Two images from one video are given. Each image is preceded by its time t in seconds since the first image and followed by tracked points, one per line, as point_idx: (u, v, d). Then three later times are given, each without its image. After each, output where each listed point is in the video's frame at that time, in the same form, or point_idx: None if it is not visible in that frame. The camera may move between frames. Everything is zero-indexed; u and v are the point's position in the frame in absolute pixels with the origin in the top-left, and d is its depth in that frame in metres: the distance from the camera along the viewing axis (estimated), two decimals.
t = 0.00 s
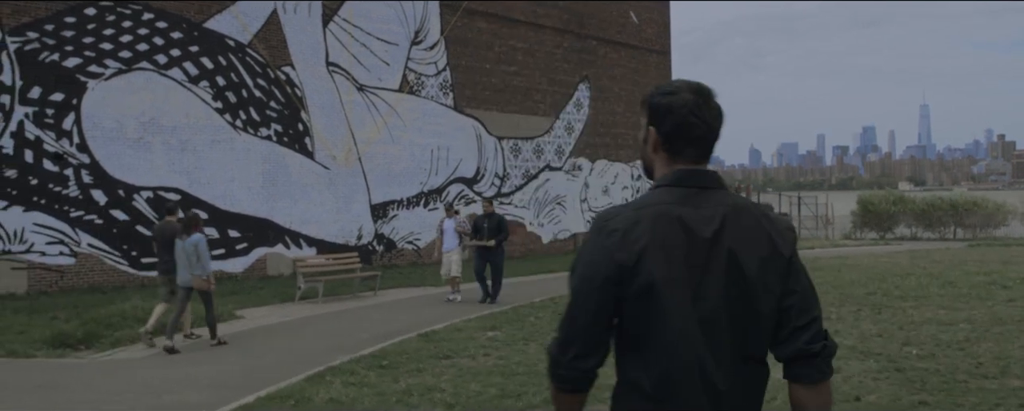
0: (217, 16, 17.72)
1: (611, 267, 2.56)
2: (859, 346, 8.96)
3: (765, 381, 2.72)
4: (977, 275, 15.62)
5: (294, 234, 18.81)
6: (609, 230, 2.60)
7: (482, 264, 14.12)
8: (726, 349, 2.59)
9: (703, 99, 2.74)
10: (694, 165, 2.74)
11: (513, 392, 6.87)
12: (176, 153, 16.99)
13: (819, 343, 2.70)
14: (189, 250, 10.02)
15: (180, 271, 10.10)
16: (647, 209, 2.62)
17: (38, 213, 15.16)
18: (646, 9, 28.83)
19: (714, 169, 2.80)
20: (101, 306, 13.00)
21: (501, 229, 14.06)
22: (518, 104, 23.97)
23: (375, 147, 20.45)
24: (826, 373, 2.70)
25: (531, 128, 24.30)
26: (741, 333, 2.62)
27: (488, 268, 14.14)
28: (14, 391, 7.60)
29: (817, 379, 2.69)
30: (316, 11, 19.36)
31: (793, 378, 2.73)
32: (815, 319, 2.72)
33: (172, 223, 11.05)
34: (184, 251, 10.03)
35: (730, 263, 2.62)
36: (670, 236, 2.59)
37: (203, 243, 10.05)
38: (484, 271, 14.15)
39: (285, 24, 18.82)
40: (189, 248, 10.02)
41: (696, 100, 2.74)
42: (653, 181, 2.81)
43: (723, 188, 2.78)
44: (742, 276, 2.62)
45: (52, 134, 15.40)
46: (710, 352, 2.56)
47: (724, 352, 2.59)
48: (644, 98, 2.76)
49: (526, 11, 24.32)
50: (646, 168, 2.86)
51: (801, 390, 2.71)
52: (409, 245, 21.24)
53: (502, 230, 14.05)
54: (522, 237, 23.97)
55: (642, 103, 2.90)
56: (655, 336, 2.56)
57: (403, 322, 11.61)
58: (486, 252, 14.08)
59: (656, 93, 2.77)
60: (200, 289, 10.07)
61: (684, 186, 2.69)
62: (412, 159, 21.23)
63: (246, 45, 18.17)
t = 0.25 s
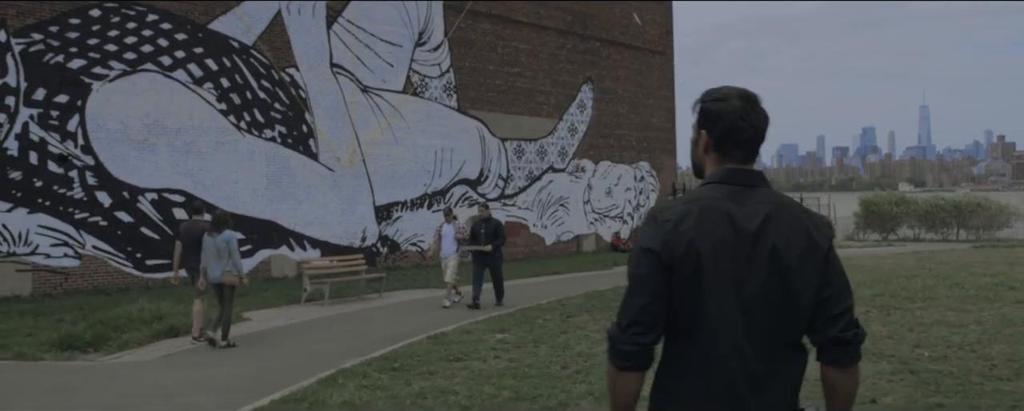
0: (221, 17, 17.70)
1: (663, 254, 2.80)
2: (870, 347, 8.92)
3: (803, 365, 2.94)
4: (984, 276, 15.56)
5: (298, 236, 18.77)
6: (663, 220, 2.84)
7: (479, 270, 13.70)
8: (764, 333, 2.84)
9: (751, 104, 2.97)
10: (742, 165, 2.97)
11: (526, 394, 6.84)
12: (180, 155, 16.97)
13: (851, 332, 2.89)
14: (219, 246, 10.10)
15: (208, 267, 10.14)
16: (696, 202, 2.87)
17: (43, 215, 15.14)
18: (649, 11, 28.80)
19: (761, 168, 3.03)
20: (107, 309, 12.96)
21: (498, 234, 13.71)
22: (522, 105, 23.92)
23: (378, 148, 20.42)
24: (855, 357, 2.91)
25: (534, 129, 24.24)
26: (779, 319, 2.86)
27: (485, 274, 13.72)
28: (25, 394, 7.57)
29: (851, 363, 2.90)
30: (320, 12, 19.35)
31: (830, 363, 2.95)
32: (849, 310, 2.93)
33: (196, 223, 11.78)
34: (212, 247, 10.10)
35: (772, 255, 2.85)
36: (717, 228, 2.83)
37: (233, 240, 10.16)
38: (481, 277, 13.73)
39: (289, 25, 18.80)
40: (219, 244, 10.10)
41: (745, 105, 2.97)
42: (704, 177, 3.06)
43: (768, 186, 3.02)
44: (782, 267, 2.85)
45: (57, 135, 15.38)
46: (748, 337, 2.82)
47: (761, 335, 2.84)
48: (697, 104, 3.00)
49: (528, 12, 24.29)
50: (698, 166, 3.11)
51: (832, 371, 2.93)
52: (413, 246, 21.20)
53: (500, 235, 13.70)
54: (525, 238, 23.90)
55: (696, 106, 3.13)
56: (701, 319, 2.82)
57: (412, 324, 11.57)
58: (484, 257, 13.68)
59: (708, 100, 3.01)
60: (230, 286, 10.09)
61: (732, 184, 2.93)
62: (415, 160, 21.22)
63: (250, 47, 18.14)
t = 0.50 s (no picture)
0: (224, 18, 17.65)
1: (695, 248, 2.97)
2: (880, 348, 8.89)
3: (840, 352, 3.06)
4: (989, 277, 15.52)
5: (301, 237, 18.71)
6: (696, 216, 3.00)
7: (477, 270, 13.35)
8: (796, 321, 2.95)
9: (781, 105, 3.12)
10: (772, 163, 3.10)
11: (538, 395, 6.82)
12: (183, 156, 16.93)
13: (878, 314, 3.10)
14: (242, 247, 10.36)
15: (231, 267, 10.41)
16: (727, 198, 3.02)
17: (46, 216, 15.09)
18: (651, 12, 28.78)
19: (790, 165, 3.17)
20: (111, 310, 12.90)
21: (494, 232, 13.30)
22: (524, 106, 23.87)
23: (381, 149, 20.36)
24: (884, 338, 3.14)
25: (536, 130, 24.19)
26: (812, 307, 2.97)
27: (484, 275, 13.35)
28: (33, 396, 7.53)
29: (876, 344, 3.14)
30: (323, 13, 19.31)
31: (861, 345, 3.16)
32: (879, 295, 3.09)
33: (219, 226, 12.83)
34: (236, 248, 10.35)
35: (802, 246, 2.97)
36: (748, 222, 2.96)
37: (256, 242, 10.42)
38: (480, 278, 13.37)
39: (292, 26, 18.77)
40: (242, 246, 10.34)
41: (775, 107, 3.12)
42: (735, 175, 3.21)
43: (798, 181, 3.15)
44: (813, 257, 2.97)
45: (60, 136, 15.35)
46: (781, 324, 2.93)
47: (795, 324, 2.95)
48: (728, 105, 3.15)
49: (531, 13, 24.27)
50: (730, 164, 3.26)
51: (860, 352, 3.17)
52: (416, 248, 21.16)
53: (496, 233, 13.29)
54: (528, 239, 23.83)
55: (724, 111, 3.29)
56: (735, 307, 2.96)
57: (419, 325, 11.54)
58: (481, 256, 13.31)
59: (739, 102, 3.16)
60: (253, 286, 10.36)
61: (763, 179, 3.06)
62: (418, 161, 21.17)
63: (253, 47, 18.10)
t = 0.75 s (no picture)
0: (224, 17, 17.59)
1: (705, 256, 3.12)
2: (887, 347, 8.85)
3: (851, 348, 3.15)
4: (992, 277, 15.47)
5: (302, 237, 18.64)
6: (705, 226, 3.15)
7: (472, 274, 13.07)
8: (805, 322, 3.07)
9: (786, 114, 3.25)
10: (778, 169, 3.24)
11: (545, 395, 6.78)
12: (183, 156, 16.86)
13: (888, 310, 3.17)
14: (259, 243, 10.71)
15: (248, 263, 10.70)
16: (734, 207, 3.16)
17: (45, 216, 15.03)
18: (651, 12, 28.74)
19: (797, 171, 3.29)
20: (111, 310, 12.85)
21: (488, 236, 13.19)
22: (525, 106, 23.80)
23: (382, 149, 20.30)
24: (896, 334, 3.20)
25: (537, 129, 24.12)
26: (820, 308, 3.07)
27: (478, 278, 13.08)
28: (36, 396, 7.48)
29: (888, 340, 3.20)
30: (323, 12, 19.25)
31: (873, 340, 3.22)
32: (887, 291, 3.16)
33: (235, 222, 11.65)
34: (254, 243, 10.69)
35: (808, 249, 3.08)
36: (754, 228, 3.09)
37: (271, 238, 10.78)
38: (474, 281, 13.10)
39: (292, 25, 18.70)
40: (259, 242, 10.69)
41: (780, 116, 3.26)
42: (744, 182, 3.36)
43: (805, 186, 3.28)
44: (819, 260, 3.08)
45: (60, 136, 15.28)
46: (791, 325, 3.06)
47: (803, 325, 3.07)
48: (735, 115, 3.30)
49: (531, 12, 24.21)
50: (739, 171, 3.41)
51: (873, 347, 3.23)
52: (417, 248, 21.10)
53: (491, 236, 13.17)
54: (528, 240, 23.76)
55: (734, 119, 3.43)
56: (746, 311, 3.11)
57: (423, 325, 11.48)
58: (475, 259, 13.09)
59: (746, 112, 3.31)
60: (267, 280, 10.61)
61: (770, 185, 3.20)
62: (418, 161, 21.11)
63: (253, 47, 18.04)
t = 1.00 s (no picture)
0: (223, 15, 17.51)
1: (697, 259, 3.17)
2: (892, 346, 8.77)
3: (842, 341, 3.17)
4: (995, 276, 15.38)
5: (301, 237, 18.55)
6: (699, 234, 3.23)
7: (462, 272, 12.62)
8: (795, 317, 3.09)
9: (773, 117, 3.28)
10: (767, 171, 3.28)
11: (550, 394, 6.70)
12: (182, 154, 16.77)
13: (875, 297, 3.15)
14: (276, 243, 11.04)
15: (264, 263, 11.02)
16: (722, 212, 3.23)
17: (43, 215, 14.95)
18: (650, 11, 28.68)
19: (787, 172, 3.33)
20: (109, 310, 12.76)
21: (481, 233, 12.58)
22: (524, 105, 23.71)
23: (380, 148, 20.21)
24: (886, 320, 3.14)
25: (536, 129, 24.02)
26: (809, 302, 3.10)
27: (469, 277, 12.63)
28: (34, 396, 7.40)
29: (880, 327, 3.14)
30: (322, 10, 19.16)
31: (864, 329, 3.17)
32: (873, 281, 3.17)
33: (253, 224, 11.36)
34: (271, 244, 11.01)
35: (794, 246, 3.12)
36: (741, 229, 3.15)
37: (287, 239, 11.10)
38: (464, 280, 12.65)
39: (291, 24, 18.60)
40: (276, 242, 11.02)
41: (768, 121, 3.28)
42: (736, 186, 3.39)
43: (795, 186, 3.31)
44: (805, 256, 3.12)
45: (57, 134, 15.19)
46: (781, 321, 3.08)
47: (793, 320, 3.10)
48: (724, 121, 3.35)
49: (530, 11, 24.13)
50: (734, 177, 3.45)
51: (864, 335, 3.18)
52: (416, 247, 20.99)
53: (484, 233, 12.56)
54: (527, 239, 23.65)
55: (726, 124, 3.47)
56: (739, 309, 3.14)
57: (423, 325, 11.37)
58: (466, 258, 12.58)
59: (734, 118, 3.35)
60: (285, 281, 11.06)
61: (759, 188, 3.25)
62: (418, 160, 21.02)
63: (252, 45, 17.94)
